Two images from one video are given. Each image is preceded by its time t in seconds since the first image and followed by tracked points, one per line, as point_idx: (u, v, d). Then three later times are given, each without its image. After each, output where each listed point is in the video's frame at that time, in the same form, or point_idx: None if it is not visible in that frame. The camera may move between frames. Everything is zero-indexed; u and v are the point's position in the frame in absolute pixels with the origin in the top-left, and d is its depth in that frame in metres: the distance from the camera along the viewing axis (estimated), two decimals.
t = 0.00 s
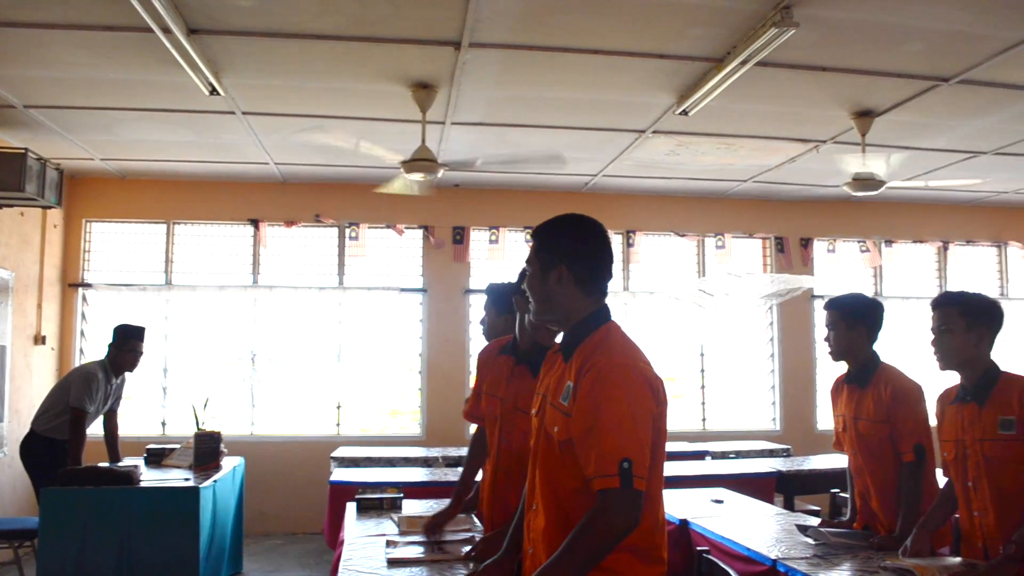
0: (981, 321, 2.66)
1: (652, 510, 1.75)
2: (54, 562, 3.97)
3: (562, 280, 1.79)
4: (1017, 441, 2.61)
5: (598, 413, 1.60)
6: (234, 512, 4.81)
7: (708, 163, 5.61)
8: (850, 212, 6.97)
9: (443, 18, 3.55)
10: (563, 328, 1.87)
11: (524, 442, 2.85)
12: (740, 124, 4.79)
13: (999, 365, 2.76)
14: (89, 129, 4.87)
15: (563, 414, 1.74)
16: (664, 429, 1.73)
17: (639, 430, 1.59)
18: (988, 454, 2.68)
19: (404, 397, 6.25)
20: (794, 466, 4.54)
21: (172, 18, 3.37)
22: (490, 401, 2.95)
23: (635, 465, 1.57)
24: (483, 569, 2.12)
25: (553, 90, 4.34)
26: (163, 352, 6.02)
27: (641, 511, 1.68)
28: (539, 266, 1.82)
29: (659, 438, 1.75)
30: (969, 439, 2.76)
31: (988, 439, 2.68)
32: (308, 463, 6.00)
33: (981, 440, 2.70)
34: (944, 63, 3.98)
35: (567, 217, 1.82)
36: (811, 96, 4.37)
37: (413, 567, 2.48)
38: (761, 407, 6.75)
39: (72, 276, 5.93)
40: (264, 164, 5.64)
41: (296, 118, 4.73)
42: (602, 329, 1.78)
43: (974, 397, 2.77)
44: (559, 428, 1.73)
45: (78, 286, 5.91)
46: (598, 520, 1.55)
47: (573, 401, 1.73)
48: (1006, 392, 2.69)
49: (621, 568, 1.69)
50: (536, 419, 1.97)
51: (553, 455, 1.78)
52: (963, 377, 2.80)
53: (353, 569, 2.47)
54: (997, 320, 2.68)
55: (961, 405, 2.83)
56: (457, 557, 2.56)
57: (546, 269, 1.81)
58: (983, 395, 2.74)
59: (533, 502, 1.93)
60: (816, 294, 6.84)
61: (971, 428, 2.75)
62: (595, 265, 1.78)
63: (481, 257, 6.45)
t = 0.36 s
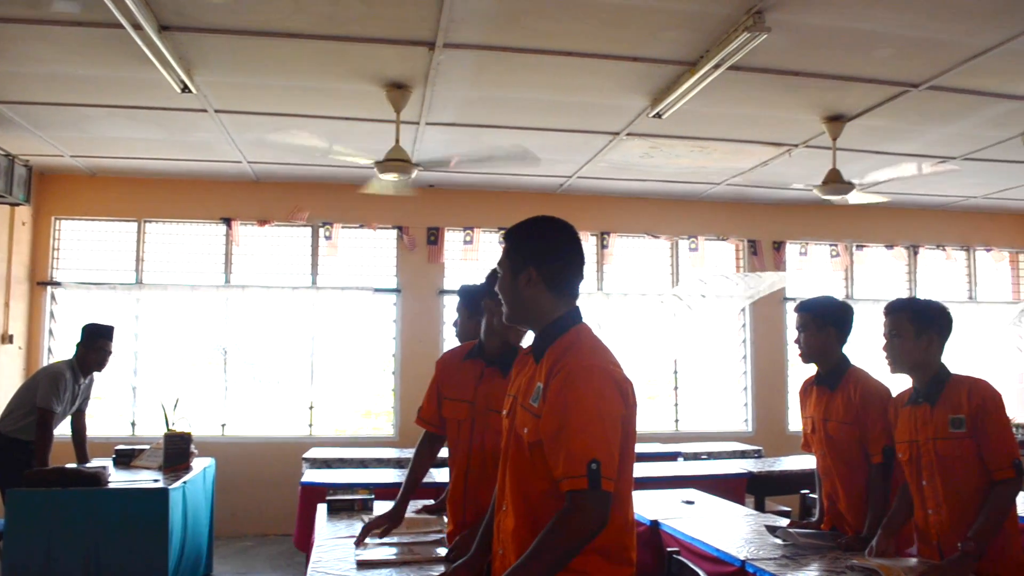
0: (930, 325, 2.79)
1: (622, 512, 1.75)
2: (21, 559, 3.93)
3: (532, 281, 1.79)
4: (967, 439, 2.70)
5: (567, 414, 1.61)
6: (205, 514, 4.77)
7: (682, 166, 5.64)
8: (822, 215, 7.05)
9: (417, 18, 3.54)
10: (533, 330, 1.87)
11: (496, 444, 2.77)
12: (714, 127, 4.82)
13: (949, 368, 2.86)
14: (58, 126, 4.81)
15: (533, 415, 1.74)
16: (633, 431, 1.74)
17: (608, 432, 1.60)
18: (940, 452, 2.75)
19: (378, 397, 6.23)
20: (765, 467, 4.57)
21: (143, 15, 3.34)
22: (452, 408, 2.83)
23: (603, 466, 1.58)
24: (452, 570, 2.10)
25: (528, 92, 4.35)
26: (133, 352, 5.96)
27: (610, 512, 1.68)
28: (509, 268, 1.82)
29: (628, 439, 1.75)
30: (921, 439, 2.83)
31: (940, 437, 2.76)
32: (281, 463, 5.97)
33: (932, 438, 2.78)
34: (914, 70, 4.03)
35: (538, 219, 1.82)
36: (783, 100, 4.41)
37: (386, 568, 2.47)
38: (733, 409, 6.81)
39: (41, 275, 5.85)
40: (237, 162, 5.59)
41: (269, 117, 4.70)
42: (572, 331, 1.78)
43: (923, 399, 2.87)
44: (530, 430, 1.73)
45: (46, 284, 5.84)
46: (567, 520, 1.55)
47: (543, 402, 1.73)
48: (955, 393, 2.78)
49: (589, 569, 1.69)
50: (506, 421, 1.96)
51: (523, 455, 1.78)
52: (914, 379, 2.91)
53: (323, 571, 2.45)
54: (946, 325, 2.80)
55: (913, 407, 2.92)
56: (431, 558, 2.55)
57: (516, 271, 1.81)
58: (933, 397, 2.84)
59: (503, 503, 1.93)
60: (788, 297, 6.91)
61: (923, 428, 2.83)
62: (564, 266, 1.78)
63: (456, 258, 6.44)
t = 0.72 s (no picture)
0: (895, 327, 2.82)
1: (592, 513, 1.74)
2: None
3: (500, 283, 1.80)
4: (928, 438, 2.72)
5: (535, 415, 1.61)
6: (177, 518, 4.72)
7: (656, 168, 5.67)
8: (794, 218, 7.11)
9: (390, 20, 3.54)
10: (505, 332, 1.87)
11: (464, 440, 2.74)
12: (687, 130, 4.85)
13: (913, 369, 2.90)
14: (27, 125, 4.75)
15: (503, 416, 1.74)
16: (602, 432, 1.73)
17: (576, 433, 1.60)
18: (903, 452, 2.78)
19: (353, 399, 6.21)
20: (738, 468, 4.59)
21: (113, 15, 3.31)
22: (418, 412, 2.83)
23: (571, 466, 1.57)
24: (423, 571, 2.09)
25: (501, 94, 4.35)
26: (104, 354, 5.89)
27: (578, 512, 1.68)
28: (480, 270, 1.83)
29: (598, 440, 1.75)
30: (886, 439, 2.86)
31: (903, 437, 2.79)
32: (255, 466, 5.94)
33: (896, 438, 2.81)
34: (884, 74, 4.08)
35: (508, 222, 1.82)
36: (755, 103, 4.45)
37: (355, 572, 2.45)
38: (707, 410, 6.85)
39: (9, 276, 5.78)
40: (209, 163, 5.55)
41: (241, 117, 4.67)
42: (542, 333, 1.78)
43: (889, 399, 2.90)
44: (500, 431, 1.73)
45: (14, 285, 5.76)
46: (535, 521, 1.55)
47: (512, 403, 1.73)
48: (919, 394, 2.82)
49: (558, 570, 1.69)
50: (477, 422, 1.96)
51: (494, 456, 1.77)
52: (879, 380, 2.94)
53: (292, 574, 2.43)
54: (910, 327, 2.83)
55: (879, 408, 2.95)
56: (406, 561, 2.54)
57: (486, 274, 1.82)
58: (898, 397, 2.88)
59: (474, 504, 1.92)
60: (760, 299, 6.96)
61: (887, 429, 2.86)
62: (533, 267, 1.78)
63: (430, 259, 6.43)
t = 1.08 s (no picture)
0: (861, 329, 2.86)
1: (562, 513, 1.74)
2: None
3: (469, 285, 1.79)
4: (894, 439, 2.75)
5: (503, 418, 1.61)
6: (146, 521, 4.68)
7: (629, 171, 5.70)
8: (767, 221, 7.18)
9: (363, 20, 3.53)
10: (475, 334, 1.86)
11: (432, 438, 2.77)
12: (660, 133, 4.87)
13: (879, 372, 2.93)
14: None
15: (472, 418, 1.74)
16: (572, 433, 1.74)
17: (544, 434, 1.60)
18: (869, 453, 2.80)
19: (327, 401, 6.19)
20: (711, 470, 4.61)
21: (82, 12, 3.27)
22: (388, 412, 2.82)
23: (539, 468, 1.58)
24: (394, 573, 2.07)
25: (475, 95, 4.35)
26: (74, 356, 5.82)
27: (548, 514, 1.68)
28: (450, 272, 1.82)
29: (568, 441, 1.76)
30: (852, 441, 2.87)
31: (869, 438, 2.81)
32: (226, 469, 5.92)
33: (862, 440, 2.83)
34: (854, 79, 4.12)
35: (478, 224, 1.82)
36: (727, 107, 4.48)
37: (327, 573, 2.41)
38: (680, 412, 6.89)
39: None
40: (180, 162, 5.51)
41: (213, 117, 4.64)
42: (512, 335, 1.78)
43: (854, 401, 2.92)
44: (469, 432, 1.72)
45: None
46: (504, 524, 1.55)
47: (481, 405, 1.73)
48: (885, 395, 2.85)
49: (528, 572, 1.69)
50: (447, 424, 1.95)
51: (463, 458, 1.77)
52: (845, 382, 2.96)
53: None
54: (875, 330, 2.88)
55: (845, 410, 2.97)
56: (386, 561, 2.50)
57: (455, 276, 1.81)
58: (864, 399, 2.90)
59: (444, 506, 1.92)
60: (732, 301, 7.02)
61: (854, 431, 2.87)
62: (502, 270, 1.77)
63: (404, 261, 6.43)
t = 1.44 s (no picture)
0: (829, 333, 2.92)
1: (526, 513, 1.75)
2: None
3: (437, 286, 1.78)
4: (858, 443, 2.78)
5: (470, 420, 1.60)
6: (109, 521, 4.62)
7: (602, 174, 5.72)
8: (738, 225, 7.25)
9: (335, 19, 3.51)
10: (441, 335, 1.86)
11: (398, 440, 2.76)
12: (632, 136, 4.90)
13: (844, 377, 2.96)
14: None
15: (438, 420, 1.73)
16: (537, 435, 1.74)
17: (510, 437, 1.60)
18: (833, 456, 2.82)
19: (297, 402, 6.16)
20: (679, 472, 4.64)
21: (48, 6, 3.22)
22: (350, 413, 2.81)
23: (504, 470, 1.58)
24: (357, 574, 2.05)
25: (447, 96, 4.34)
26: (39, 354, 5.73)
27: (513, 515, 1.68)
28: (417, 273, 1.81)
29: (533, 443, 1.76)
30: (817, 444, 2.88)
31: (833, 442, 2.82)
32: (194, 470, 5.88)
33: (827, 442, 2.84)
34: (822, 86, 4.17)
35: (447, 225, 1.81)
36: (698, 112, 4.51)
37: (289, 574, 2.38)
38: (650, 414, 6.93)
39: None
40: (150, 159, 5.45)
41: (182, 114, 4.59)
42: (479, 336, 1.78)
43: (820, 404, 2.94)
44: (434, 434, 1.71)
45: None
46: (469, 526, 1.55)
47: (447, 407, 1.72)
48: (850, 399, 2.87)
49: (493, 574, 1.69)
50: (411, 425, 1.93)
51: (429, 460, 1.76)
52: (812, 386, 2.99)
53: None
54: (843, 336, 2.94)
55: (810, 413, 2.99)
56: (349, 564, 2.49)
57: (423, 276, 1.80)
58: (829, 402, 2.92)
59: (408, 508, 1.91)
60: (702, 305, 7.08)
61: (818, 433, 2.89)
62: (470, 271, 1.77)
63: (376, 261, 6.42)
